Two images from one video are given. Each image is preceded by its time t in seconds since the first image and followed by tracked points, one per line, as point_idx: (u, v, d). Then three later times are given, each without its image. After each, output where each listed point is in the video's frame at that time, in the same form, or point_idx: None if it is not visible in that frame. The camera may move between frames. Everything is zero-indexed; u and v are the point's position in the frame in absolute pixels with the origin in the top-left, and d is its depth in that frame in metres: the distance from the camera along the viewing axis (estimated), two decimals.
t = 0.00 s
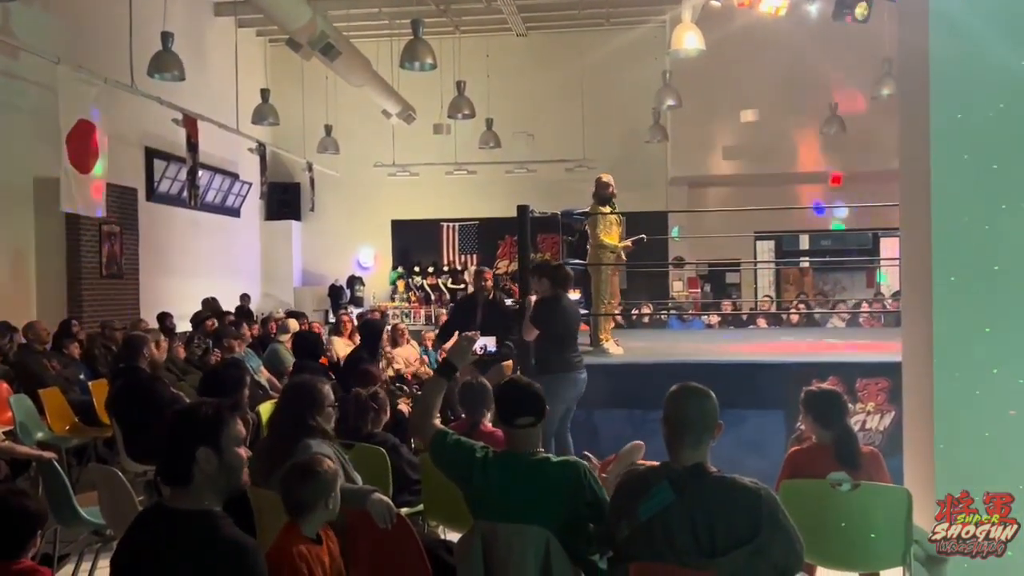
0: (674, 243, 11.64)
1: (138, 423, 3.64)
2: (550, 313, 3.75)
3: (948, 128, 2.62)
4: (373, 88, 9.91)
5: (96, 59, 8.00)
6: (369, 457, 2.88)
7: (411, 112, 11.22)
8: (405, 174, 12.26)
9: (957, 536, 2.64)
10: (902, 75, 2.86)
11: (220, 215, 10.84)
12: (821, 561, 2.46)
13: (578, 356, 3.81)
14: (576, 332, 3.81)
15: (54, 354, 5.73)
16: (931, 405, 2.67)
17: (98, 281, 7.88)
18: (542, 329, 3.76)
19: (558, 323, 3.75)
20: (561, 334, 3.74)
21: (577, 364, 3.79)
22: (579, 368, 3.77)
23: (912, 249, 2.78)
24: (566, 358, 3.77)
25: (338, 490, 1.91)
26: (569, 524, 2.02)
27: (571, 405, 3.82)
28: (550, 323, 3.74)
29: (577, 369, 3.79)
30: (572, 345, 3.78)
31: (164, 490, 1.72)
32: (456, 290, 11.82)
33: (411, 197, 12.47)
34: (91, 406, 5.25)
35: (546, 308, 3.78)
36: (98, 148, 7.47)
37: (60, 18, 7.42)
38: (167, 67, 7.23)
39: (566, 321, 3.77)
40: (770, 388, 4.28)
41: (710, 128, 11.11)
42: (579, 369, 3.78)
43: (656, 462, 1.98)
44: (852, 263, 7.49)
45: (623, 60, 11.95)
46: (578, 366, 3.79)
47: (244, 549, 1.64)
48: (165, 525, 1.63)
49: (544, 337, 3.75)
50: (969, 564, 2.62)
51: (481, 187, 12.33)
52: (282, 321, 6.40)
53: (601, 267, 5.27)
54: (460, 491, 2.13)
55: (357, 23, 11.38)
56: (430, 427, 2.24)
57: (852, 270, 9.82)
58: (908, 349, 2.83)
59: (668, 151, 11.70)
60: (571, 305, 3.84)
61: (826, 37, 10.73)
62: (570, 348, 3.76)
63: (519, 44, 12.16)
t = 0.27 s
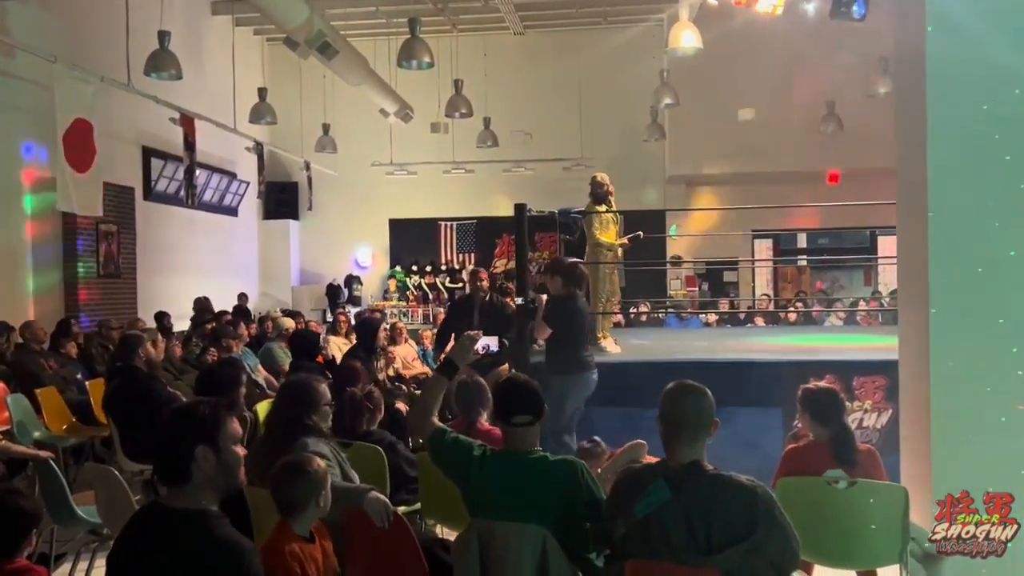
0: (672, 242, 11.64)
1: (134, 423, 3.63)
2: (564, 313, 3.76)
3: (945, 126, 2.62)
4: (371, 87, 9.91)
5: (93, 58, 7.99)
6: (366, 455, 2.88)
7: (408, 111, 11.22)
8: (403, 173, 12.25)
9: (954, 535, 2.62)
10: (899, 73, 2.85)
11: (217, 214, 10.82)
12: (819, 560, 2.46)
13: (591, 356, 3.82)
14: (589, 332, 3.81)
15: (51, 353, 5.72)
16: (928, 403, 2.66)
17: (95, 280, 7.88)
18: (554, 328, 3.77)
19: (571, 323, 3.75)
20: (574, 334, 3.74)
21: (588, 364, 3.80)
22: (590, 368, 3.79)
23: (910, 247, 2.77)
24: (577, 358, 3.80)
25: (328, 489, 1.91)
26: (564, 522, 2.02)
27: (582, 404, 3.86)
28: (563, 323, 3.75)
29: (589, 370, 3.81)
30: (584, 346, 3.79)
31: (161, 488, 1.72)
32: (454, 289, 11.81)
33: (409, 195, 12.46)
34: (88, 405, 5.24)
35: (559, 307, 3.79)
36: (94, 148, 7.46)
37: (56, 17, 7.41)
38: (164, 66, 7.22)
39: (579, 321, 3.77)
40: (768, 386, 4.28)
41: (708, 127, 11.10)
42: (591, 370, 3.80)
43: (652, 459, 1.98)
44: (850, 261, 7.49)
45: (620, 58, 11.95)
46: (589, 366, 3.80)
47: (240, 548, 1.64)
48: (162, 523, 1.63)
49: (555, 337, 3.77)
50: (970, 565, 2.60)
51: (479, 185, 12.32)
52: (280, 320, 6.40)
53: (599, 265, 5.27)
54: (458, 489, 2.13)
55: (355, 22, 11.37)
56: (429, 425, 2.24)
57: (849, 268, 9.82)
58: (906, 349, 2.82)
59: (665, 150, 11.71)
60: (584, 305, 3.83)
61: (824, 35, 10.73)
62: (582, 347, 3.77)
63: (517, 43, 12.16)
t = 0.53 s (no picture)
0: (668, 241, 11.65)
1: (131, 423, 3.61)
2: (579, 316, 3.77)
3: (940, 126, 2.62)
4: (368, 87, 9.90)
5: (88, 57, 7.97)
6: (362, 455, 2.88)
7: (405, 110, 11.21)
8: (399, 172, 12.24)
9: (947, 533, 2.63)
10: (894, 74, 2.85)
11: (214, 214, 10.81)
12: (815, 558, 2.47)
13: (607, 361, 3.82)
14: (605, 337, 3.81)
15: (46, 354, 5.71)
16: (923, 404, 2.65)
17: (91, 281, 7.87)
18: (569, 331, 3.79)
19: (586, 326, 3.77)
20: (588, 337, 3.75)
21: (604, 369, 3.80)
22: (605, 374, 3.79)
23: (905, 246, 2.77)
24: (592, 362, 3.80)
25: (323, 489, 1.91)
26: (561, 522, 2.02)
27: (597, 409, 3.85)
28: (578, 326, 3.76)
29: (604, 375, 3.80)
30: (600, 350, 3.79)
31: (156, 488, 1.71)
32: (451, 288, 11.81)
33: (405, 195, 12.46)
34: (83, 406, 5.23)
35: (575, 311, 3.81)
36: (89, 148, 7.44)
37: (52, 16, 7.39)
38: (159, 65, 7.20)
39: (592, 324, 3.77)
40: (765, 385, 4.28)
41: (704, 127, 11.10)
42: (606, 375, 3.79)
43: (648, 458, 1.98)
44: (845, 260, 7.50)
45: (616, 58, 11.96)
46: (605, 371, 3.80)
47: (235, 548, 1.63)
48: (158, 524, 1.63)
49: (569, 340, 3.78)
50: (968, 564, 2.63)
51: (475, 185, 12.32)
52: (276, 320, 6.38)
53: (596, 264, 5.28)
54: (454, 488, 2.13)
55: (351, 22, 11.36)
56: (427, 423, 2.24)
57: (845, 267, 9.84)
58: (901, 352, 2.82)
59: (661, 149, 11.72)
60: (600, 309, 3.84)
61: (819, 34, 10.74)
62: (597, 352, 3.76)
63: (513, 42, 12.16)
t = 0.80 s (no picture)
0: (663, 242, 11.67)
1: (126, 424, 3.60)
2: (598, 318, 3.78)
3: (930, 127, 2.62)
4: (362, 88, 9.90)
5: (80, 57, 7.94)
6: (357, 456, 2.88)
7: (399, 111, 11.20)
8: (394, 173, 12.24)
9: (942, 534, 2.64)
10: (886, 75, 2.86)
11: (207, 215, 10.79)
12: (807, 558, 2.48)
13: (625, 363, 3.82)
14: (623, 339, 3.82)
15: (40, 356, 5.69)
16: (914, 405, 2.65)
17: (84, 282, 7.85)
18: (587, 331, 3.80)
19: (604, 326, 3.78)
20: (606, 338, 3.76)
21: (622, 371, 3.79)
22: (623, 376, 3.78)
23: (896, 246, 2.78)
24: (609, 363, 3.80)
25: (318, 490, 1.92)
26: (556, 523, 2.02)
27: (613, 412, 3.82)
28: (595, 326, 3.78)
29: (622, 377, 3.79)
30: (618, 352, 3.80)
31: (150, 489, 1.72)
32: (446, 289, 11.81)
33: (400, 196, 12.45)
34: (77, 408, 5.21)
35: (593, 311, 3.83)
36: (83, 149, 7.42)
37: (43, 17, 7.37)
38: (152, 66, 7.18)
39: (611, 326, 3.79)
40: (759, 385, 4.28)
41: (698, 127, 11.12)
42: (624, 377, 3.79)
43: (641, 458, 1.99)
44: (840, 260, 7.52)
45: (610, 59, 11.97)
46: (623, 374, 3.79)
47: (229, 550, 1.64)
48: (151, 524, 1.64)
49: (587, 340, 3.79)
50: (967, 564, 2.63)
51: (470, 186, 12.32)
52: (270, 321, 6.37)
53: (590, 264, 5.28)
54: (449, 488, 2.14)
55: (345, 22, 11.36)
56: (423, 422, 2.25)
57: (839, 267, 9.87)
58: (895, 354, 2.82)
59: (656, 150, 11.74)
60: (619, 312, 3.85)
61: (812, 35, 10.77)
62: (614, 353, 3.77)
63: (508, 43, 12.16)
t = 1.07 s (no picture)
0: (654, 243, 11.69)
1: (115, 425, 3.58)
2: (618, 318, 3.78)
3: (917, 128, 2.62)
4: (353, 90, 9.89)
5: (70, 59, 7.91)
6: (348, 458, 2.88)
7: (390, 113, 11.19)
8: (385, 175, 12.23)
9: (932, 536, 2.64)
10: (873, 77, 2.87)
11: (198, 217, 10.75)
12: (796, 557, 2.49)
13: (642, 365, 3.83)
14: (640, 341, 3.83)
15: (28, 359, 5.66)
16: (902, 406, 2.65)
17: (74, 284, 7.81)
18: (606, 333, 3.79)
19: (624, 328, 3.78)
20: (626, 341, 3.76)
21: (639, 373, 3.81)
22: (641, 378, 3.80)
23: (884, 248, 2.77)
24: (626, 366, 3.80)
25: (307, 493, 1.92)
26: (545, 524, 2.03)
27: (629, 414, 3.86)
28: (615, 328, 3.77)
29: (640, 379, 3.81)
30: (635, 355, 3.81)
31: (141, 493, 1.71)
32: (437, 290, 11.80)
33: (391, 197, 12.44)
34: (66, 411, 5.19)
35: (612, 312, 3.82)
36: (71, 151, 7.39)
37: (33, 19, 7.34)
38: (142, 68, 7.16)
39: (629, 329, 3.79)
40: (749, 387, 4.30)
41: (689, 129, 11.16)
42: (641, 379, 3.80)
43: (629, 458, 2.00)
44: (829, 262, 7.56)
45: (601, 62, 12.00)
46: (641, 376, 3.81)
47: (221, 555, 1.63)
48: (143, 527, 1.63)
49: (607, 342, 3.79)
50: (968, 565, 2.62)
51: (462, 188, 12.32)
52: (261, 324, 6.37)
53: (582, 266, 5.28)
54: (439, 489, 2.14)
55: (336, 25, 11.35)
56: (414, 424, 2.27)
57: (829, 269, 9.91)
58: (883, 358, 2.82)
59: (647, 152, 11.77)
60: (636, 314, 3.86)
61: (802, 38, 10.83)
62: (632, 356, 3.78)
63: (499, 45, 12.17)
